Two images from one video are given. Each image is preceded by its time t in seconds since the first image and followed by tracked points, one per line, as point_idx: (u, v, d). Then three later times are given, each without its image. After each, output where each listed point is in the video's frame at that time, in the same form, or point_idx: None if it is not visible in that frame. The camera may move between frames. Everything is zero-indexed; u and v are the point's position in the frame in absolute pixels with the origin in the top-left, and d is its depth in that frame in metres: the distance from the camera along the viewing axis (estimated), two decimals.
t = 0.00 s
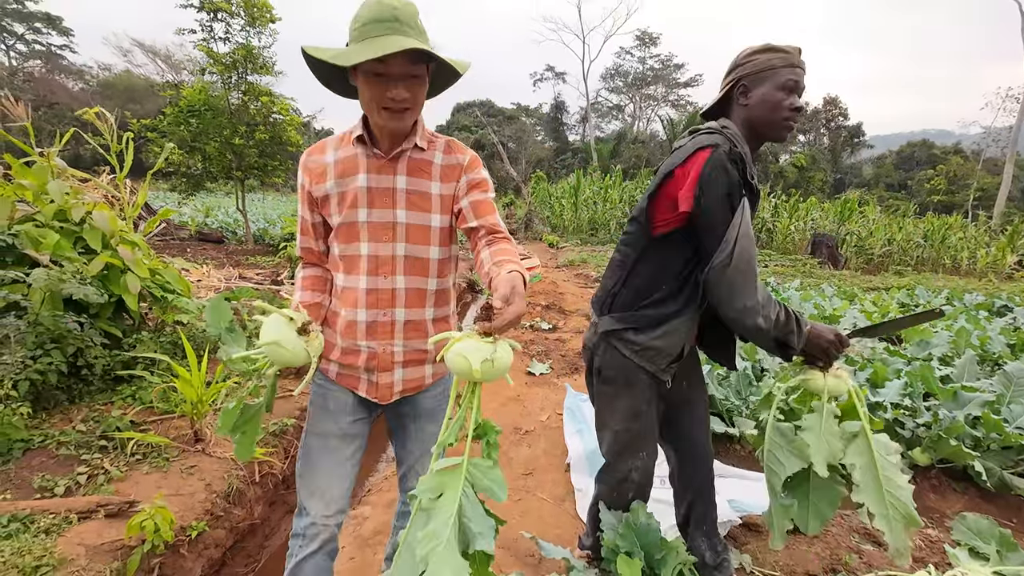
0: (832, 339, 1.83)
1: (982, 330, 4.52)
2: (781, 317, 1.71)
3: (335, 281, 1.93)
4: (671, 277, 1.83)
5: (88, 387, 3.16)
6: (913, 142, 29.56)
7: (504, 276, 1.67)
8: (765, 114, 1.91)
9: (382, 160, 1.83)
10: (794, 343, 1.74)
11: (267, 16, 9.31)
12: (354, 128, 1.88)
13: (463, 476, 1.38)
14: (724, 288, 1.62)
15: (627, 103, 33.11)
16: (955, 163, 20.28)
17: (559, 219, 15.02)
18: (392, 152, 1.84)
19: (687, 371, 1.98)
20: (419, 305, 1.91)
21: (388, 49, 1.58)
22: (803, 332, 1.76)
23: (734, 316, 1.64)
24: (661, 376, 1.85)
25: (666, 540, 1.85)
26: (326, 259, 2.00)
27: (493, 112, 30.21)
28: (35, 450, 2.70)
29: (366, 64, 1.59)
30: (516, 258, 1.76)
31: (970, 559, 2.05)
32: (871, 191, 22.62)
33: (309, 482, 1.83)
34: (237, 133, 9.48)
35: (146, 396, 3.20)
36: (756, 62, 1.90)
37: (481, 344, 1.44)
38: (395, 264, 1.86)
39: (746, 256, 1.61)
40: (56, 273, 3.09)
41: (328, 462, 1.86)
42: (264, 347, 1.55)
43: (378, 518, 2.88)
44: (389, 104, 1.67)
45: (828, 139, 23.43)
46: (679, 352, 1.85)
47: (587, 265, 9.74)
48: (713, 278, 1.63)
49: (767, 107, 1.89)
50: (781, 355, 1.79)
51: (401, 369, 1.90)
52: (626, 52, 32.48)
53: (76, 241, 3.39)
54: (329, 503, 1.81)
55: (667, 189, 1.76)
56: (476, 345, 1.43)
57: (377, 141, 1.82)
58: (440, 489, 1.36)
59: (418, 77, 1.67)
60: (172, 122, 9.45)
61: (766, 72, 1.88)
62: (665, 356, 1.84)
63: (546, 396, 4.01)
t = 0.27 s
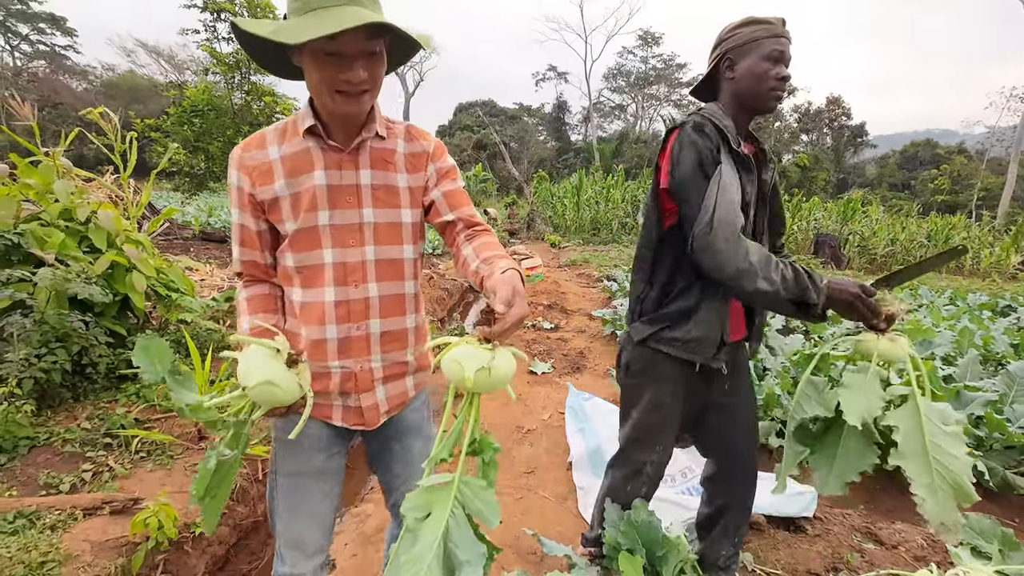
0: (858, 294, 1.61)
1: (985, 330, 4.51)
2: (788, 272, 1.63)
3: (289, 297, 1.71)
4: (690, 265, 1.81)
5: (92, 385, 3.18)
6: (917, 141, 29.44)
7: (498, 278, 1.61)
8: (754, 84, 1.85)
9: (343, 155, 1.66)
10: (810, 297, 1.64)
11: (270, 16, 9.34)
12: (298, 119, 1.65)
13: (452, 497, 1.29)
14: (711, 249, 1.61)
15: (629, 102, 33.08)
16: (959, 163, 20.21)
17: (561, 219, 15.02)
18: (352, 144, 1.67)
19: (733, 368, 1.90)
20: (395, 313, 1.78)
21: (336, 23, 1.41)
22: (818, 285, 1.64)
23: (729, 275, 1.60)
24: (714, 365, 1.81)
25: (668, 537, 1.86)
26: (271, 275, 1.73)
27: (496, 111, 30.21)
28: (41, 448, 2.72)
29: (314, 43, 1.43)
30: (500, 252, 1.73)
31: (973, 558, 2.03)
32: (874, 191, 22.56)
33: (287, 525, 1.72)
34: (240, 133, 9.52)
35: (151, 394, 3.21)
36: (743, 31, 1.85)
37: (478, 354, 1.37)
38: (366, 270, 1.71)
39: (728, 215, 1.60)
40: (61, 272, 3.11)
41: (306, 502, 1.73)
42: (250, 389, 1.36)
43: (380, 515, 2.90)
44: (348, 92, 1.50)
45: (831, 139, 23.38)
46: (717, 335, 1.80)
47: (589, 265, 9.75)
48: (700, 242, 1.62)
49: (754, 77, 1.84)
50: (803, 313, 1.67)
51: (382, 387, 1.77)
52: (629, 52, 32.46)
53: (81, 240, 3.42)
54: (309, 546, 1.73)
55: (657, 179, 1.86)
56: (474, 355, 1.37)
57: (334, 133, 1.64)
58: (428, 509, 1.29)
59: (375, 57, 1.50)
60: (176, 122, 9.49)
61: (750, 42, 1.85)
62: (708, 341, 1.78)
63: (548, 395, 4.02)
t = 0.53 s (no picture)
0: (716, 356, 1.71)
1: (988, 330, 4.51)
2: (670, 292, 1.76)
3: (265, 308, 1.59)
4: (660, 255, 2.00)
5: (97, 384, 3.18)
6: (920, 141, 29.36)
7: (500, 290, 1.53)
8: (761, 81, 1.86)
9: (324, 153, 1.56)
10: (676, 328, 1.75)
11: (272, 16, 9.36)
12: (269, 111, 1.53)
13: (470, 528, 1.24)
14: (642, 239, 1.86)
15: (631, 102, 33.06)
16: (962, 163, 20.17)
17: (563, 218, 15.03)
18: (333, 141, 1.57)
19: (761, 375, 1.91)
20: (385, 319, 1.71)
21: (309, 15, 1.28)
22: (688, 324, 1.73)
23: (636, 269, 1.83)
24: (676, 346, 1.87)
25: (672, 537, 1.78)
26: (242, 284, 1.61)
27: (497, 111, 30.21)
28: (46, 446, 2.73)
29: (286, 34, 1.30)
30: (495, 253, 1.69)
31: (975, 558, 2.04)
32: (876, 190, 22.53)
33: (277, 537, 1.66)
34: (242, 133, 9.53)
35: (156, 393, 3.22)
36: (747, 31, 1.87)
37: (492, 375, 1.30)
38: (354, 276, 1.62)
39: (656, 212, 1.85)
40: (68, 273, 3.14)
41: (296, 517, 1.65)
42: (245, 422, 1.20)
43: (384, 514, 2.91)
44: (329, 86, 1.39)
45: (833, 139, 23.35)
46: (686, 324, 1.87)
47: (591, 264, 9.75)
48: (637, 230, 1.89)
49: (761, 73, 1.85)
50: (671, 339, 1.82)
51: (373, 396, 1.70)
52: (631, 51, 32.44)
53: (87, 240, 3.43)
54: (301, 557, 1.68)
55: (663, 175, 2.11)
56: (489, 376, 1.29)
57: (313, 129, 1.53)
58: (446, 541, 1.23)
59: (354, 48, 1.39)
60: (178, 122, 9.50)
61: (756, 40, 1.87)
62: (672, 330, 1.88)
63: (550, 395, 4.03)
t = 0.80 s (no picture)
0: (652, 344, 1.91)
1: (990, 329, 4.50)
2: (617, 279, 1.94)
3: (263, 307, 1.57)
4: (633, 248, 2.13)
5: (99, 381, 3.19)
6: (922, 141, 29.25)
7: (501, 305, 1.54)
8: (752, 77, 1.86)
9: (323, 147, 1.55)
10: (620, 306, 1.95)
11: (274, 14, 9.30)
12: (264, 104, 1.51)
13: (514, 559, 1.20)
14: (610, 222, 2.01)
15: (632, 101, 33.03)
16: (964, 162, 20.12)
17: (564, 218, 15.02)
18: (332, 135, 1.57)
19: (759, 369, 1.95)
20: (386, 317, 1.71)
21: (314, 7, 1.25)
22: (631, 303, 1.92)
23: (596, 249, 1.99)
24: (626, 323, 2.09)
25: (675, 534, 1.78)
26: (240, 282, 1.58)
27: (499, 110, 30.19)
28: (48, 443, 2.73)
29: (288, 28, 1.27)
30: (495, 255, 1.72)
31: (977, 556, 2.03)
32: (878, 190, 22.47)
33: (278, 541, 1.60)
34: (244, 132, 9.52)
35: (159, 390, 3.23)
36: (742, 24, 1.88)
37: (508, 401, 1.25)
38: (355, 274, 1.62)
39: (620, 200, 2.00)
40: (70, 269, 3.13)
41: (298, 519, 1.60)
42: (271, 429, 1.19)
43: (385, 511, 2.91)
44: (329, 80, 1.39)
45: (835, 138, 23.30)
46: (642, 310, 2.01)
47: (592, 264, 9.74)
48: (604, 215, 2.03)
49: (753, 67, 1.84)
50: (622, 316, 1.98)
51: (376, 396, 1.71)
52: (632, 50, 32.41)
53: (89, 237, 3.44)
54: (303, 557, 1.62)
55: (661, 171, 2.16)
56: (507, 402, 1.26)
57: (312, 122, 1.52)
58: None
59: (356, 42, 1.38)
60: (180, 121, 9.51)
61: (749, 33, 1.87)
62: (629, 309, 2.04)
63: (551, 393, 4.02)
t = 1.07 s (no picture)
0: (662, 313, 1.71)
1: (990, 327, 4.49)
2: (609, 268, 1.83)
3: (261, 303, 1.56)
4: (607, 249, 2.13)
5: (99, 377, 3.19)
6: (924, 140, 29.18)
7: (491, 297, 1.58)
8: (719, 80, 1.88)
9: (318, 142, 1.56)
10: (611, 295, 1.82)
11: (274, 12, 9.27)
12: (257, 99, 1.51)
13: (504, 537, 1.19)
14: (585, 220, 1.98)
15: (633, 100, 32.99)
16: (965, 161, 20.06)
17: (564, 217, 15.02)
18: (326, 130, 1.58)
19: (734, 364, 1.91)
20: (382, 310, 1.73)
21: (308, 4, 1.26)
22: (632, 285, 1.77)
23: (576, 248, 1.94)
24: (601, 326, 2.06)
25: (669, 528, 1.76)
26: (238, 278, 1.56)
27: (499, 109, 30.17)
28: (48, 439, 2.74)
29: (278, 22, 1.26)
30: (485, 252, 1.77)
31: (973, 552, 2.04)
32: (879, 189, 22.44)
33: (271, 533, 1.60)
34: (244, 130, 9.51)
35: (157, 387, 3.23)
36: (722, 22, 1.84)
37: (501, 388, 1.28)
38: (351, 268, 1.63)
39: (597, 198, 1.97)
40: (69, 266, 3.13)
41: (292, 512, 1.61)
42: (309, 415, 1.19)
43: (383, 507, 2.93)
44: (320, 76, 1.40)
45: (836, 137, 23.28)
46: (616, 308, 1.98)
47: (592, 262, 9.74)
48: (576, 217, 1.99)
49: (722, 73, 1.86)
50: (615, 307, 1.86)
51: (372, 388, 1.72)
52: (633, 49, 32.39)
53: (88, 234, 3.45)
54: (298, 549, 1.62)
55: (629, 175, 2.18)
56: (501, 389, 1.29)
57: (307, 118, 1.53)
58: (484, 555, 1.18)
59: (346, 37, 1.38)
60: (181, 119, 9.50)
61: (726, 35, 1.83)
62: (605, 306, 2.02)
63: (549, 390, 4.03)
